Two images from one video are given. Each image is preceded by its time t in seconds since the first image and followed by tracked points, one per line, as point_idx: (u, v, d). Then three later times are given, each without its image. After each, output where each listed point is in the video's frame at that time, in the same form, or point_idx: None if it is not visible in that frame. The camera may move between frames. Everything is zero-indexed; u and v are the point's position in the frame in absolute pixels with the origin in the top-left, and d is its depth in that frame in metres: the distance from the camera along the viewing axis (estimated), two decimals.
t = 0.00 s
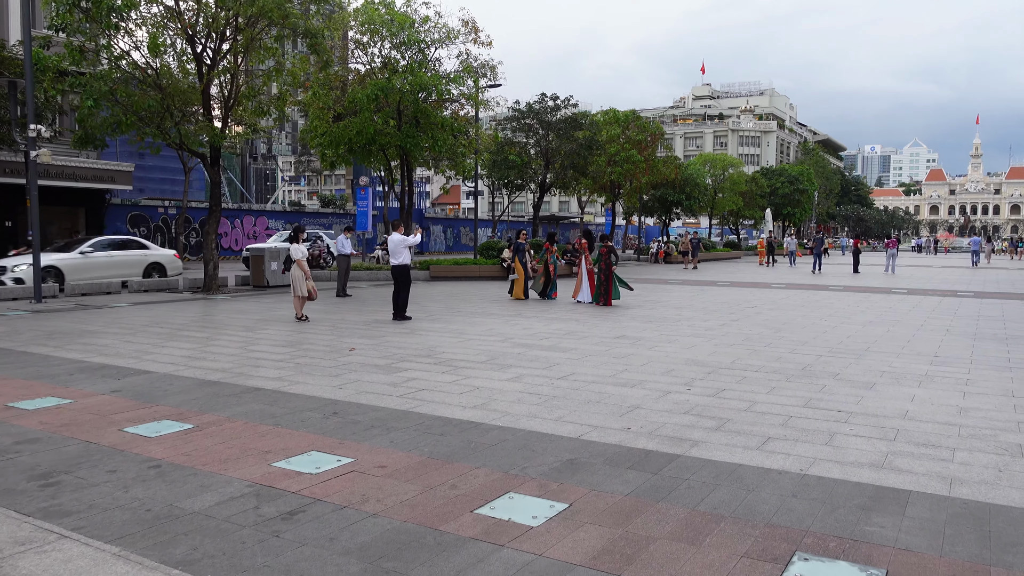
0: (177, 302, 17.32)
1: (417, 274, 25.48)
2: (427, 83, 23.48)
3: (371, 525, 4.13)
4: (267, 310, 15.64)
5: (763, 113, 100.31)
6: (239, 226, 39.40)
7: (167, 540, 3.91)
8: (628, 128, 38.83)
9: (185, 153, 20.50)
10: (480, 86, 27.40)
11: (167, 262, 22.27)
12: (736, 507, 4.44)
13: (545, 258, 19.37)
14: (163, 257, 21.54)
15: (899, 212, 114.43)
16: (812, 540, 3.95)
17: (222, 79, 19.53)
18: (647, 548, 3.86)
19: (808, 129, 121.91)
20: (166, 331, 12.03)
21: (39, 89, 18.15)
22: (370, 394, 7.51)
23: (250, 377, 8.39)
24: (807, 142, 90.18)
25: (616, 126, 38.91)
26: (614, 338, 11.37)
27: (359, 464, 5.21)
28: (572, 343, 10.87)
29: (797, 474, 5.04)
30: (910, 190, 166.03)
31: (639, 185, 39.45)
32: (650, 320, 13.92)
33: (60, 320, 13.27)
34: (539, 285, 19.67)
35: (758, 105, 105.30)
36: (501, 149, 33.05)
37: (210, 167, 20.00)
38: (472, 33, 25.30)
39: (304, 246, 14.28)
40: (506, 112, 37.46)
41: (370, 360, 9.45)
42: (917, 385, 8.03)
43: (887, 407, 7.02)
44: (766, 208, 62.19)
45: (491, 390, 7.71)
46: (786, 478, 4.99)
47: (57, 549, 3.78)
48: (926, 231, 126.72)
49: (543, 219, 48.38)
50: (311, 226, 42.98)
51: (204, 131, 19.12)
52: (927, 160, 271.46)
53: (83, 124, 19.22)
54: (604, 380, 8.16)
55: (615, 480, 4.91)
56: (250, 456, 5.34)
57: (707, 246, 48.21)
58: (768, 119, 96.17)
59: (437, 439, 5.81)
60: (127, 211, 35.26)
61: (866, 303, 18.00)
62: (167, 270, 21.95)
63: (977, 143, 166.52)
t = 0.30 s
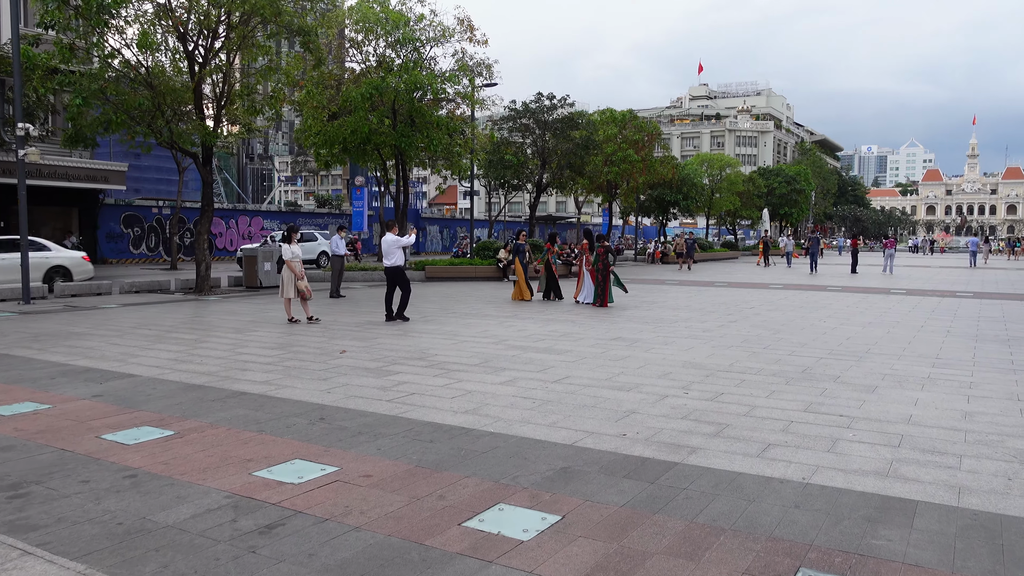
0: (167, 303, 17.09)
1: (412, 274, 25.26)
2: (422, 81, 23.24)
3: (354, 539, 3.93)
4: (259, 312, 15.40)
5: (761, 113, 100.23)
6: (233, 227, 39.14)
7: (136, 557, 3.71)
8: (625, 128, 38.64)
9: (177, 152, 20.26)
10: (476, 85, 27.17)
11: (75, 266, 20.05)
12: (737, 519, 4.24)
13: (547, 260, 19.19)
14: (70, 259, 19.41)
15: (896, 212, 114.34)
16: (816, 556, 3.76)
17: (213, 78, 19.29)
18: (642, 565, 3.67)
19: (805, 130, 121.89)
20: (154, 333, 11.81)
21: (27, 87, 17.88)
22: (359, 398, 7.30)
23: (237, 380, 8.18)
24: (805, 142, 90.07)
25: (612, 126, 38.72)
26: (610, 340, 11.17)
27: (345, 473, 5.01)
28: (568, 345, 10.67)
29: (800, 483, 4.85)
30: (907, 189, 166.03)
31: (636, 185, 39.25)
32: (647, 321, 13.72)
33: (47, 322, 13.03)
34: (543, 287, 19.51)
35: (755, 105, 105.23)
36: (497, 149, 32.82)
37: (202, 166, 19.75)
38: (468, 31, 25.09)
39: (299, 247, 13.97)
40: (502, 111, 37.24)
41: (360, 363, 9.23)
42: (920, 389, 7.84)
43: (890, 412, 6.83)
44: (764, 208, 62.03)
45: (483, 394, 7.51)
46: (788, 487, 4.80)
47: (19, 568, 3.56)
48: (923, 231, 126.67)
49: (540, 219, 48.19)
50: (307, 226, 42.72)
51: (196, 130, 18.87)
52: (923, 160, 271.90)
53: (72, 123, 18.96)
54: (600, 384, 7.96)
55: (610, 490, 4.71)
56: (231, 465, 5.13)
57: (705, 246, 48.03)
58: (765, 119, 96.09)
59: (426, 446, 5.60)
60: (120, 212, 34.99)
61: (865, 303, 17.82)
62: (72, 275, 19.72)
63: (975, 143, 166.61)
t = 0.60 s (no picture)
0: (158, 304, 16.89)
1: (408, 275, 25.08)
2: (418, 80, 23.04)
3: (333, 552, 3.74)
4: (250, 313, 15.20)
5: (759, 113, 100.18)
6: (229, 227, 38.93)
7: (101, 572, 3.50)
8: (622, 128, 38.48)
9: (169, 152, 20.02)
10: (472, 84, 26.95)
11: None
12: (735, 529, 4.05)
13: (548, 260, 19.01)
14: None
15: (894, 212, 114.30)
16: (818, 568, 3.58)
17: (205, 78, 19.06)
18: None
19: (803, 130, 121.89)
20: (142, 335, 11.60)
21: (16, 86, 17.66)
22: (347, 401, 7.11)
23: (224, 383, 7.98)
24: (802, 143, 90.02)
25: (610, 126, 38.55)
26: (606, 341, 11.00)
27: (328, 480, 4.82)
28: (563, 346, 10.49)
29: (801, 491, 4.65)
30: (905, 190, 166.04)
31: (634, 185, 39.08)
32: (644, 322, 13.54)
33: (34, 323, 12.83)
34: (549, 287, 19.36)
35: (753, 105, 105.17)
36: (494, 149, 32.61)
37: (194, 165, 19.54)
38: (464, 30, 24.90)
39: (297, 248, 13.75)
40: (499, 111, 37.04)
41: (350, 365, 9.04)
42: (922, 390, 7.66)
43: (892, 415, 6.64)
44: (762, 208, 61.93)
45: (475, 397, 7.32)
46: (789, 493, 4.61)
47: None
48: (921, 231, 126.63)
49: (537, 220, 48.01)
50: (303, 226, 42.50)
51: (188, 129, 18.66)
52: (921, 160, 272.13)
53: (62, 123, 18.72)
54: (595, 386, 7.77)
55: (604, 498, 4.52)
56: (209, 472, 4.94)
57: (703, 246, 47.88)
58: (763, 120, 95.99)
59: (413, 452, 5.41)
60: (114, 212, 34.78)
61: (864, 303, 17.66)
62: None
63: (972, 143, 166.68)
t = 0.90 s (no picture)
0: (150, 305, 16.68)
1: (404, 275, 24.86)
2: (413, 78, 22.82)
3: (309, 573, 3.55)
4: (242, 314, 14.99)
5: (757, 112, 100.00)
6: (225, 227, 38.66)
7: None
8: (620, 127, 38.29)
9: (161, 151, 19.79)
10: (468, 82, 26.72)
11: None
12: (732, 546, 3.86)
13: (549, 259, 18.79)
14: None
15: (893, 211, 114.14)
16: None
17: (197, 76, 18.83)
18: None
19: (801, 129, 121.71)
20: (130, 337, 11.39)
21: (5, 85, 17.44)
22: (334, 407, 6.91)
23: (209, 388, 7.78)
24: (802, 141, 89.87)
25: (607, 124, 38.35)
26: (602, 343, 10.80)
27: (308, 492, 4.62)
28: (558, 348, 10.29)
29: (800, 504, 4.46)
30: (904, 189, 165.90)
31: (632, 184, 38.87)
32: (641, 323, 13.35)
33: (20, 325, 12.62)
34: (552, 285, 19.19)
35: (752, 104, 104.98)
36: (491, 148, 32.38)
37: (187, 165, 19.32)
38: (460, 28, 24.69)
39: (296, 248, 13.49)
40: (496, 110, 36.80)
41: (340, 369, 8.83)
42: (924, 395, 7.48)
43: (894, 421, 6.46)
44: (761, 207, 61.77)
45: (466, 403, 7.11)
46: (789, 507, 4.42)
47: None
48: (920, 230, 126.50)
49: (535, 219, 47.80)
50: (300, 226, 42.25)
51: (180, 129, 18.42)
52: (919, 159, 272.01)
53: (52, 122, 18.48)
54: (589, 391, 7.57)
55: (595, 512, 4.33)
56: (185, 485, 4.74)
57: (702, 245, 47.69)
58: (762, 118, 95.80)
59: (398, 462, 5.22)
60: (109, 212, 34.52)
61: (864, 303, 17.47)
62: None
63: (971, 142, 166.54)
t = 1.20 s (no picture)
0: (143, 305, 16.47)
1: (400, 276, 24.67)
2: (411, 77, 22.64)
3: None
4: (236, 315, 14.77)
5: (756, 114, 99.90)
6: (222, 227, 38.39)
7: None
8: (619, 127, 38.12)
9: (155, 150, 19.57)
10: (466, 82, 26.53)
11: None
12: (736, 562, 3.68)
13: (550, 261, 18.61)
14: None
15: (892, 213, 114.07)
16: None
17: (191, 73, 18.59)
18: None
19: (801, 130, 121.57)
20: (119, 338, 11.17)
21: None
22: (325, 412, 6.71)
23: (197, 391, 7.59)
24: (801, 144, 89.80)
25: (606, 125, 38.18)
26: (600, 346, 10.61)
27: (293, 502, 4.42)
28: (555, 351, 10.10)
29: (806, 517, 4.27)
30: (903, 191, 165.85)
31: (631, 185, 38.69)
32: (640, 325, 13.17)
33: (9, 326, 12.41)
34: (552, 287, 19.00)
35: (751, 106, 104.88)
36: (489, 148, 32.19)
37: (182, 164, 19.08)
38: (458, 26, 24.51)
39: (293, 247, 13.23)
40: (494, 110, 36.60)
41: (332, 371, 8.62)
42: (929, 401, 7.30)
43: (900, 428, 6.27)
44: (760, 209, 61.64)
45: (460, 407, 6.92)
46: (794, 519, 4.23)
47: None
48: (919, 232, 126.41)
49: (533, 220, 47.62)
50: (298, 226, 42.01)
51: (174, 127, 18.18)
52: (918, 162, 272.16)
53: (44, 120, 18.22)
54: (587, 395, 7.38)
55: (593, 525, 4.13)
56: (164, 494, 4.54)
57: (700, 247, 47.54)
58: (761, 120, 95.72)
59: (388, 470, 5.02)
60: (105, 211, 34.22)
61: (865, 306, 17.28)
62: None
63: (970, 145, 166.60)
